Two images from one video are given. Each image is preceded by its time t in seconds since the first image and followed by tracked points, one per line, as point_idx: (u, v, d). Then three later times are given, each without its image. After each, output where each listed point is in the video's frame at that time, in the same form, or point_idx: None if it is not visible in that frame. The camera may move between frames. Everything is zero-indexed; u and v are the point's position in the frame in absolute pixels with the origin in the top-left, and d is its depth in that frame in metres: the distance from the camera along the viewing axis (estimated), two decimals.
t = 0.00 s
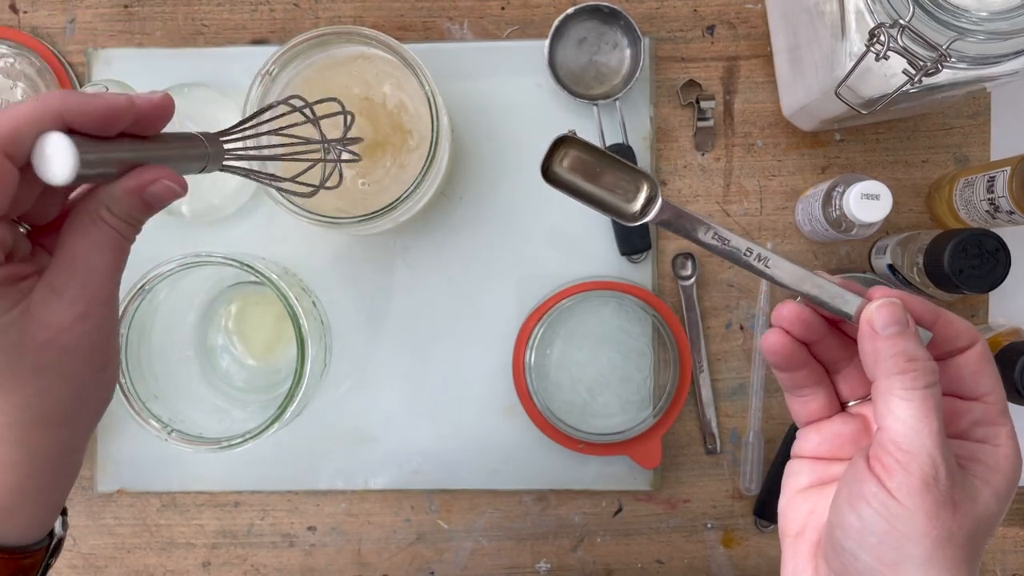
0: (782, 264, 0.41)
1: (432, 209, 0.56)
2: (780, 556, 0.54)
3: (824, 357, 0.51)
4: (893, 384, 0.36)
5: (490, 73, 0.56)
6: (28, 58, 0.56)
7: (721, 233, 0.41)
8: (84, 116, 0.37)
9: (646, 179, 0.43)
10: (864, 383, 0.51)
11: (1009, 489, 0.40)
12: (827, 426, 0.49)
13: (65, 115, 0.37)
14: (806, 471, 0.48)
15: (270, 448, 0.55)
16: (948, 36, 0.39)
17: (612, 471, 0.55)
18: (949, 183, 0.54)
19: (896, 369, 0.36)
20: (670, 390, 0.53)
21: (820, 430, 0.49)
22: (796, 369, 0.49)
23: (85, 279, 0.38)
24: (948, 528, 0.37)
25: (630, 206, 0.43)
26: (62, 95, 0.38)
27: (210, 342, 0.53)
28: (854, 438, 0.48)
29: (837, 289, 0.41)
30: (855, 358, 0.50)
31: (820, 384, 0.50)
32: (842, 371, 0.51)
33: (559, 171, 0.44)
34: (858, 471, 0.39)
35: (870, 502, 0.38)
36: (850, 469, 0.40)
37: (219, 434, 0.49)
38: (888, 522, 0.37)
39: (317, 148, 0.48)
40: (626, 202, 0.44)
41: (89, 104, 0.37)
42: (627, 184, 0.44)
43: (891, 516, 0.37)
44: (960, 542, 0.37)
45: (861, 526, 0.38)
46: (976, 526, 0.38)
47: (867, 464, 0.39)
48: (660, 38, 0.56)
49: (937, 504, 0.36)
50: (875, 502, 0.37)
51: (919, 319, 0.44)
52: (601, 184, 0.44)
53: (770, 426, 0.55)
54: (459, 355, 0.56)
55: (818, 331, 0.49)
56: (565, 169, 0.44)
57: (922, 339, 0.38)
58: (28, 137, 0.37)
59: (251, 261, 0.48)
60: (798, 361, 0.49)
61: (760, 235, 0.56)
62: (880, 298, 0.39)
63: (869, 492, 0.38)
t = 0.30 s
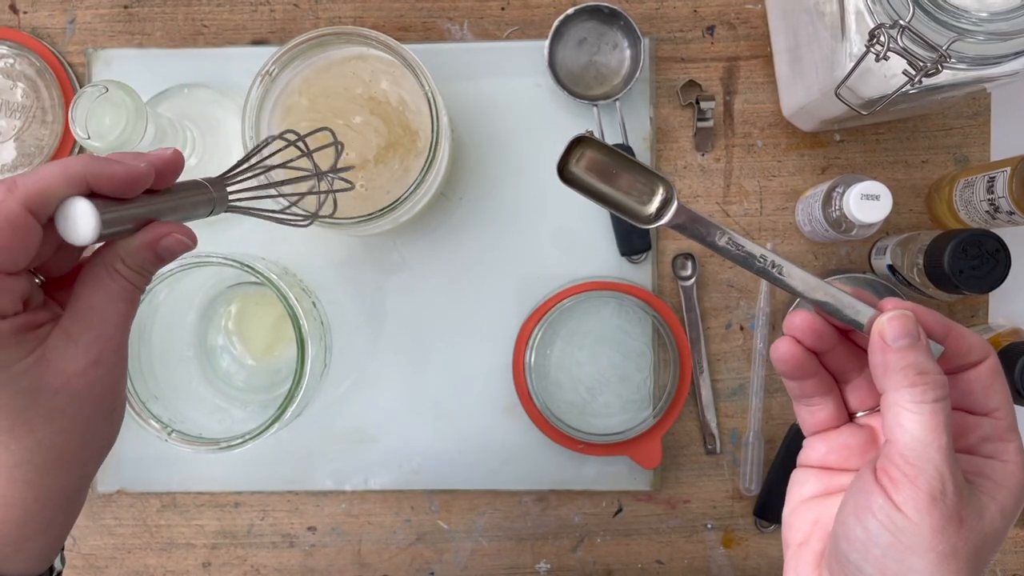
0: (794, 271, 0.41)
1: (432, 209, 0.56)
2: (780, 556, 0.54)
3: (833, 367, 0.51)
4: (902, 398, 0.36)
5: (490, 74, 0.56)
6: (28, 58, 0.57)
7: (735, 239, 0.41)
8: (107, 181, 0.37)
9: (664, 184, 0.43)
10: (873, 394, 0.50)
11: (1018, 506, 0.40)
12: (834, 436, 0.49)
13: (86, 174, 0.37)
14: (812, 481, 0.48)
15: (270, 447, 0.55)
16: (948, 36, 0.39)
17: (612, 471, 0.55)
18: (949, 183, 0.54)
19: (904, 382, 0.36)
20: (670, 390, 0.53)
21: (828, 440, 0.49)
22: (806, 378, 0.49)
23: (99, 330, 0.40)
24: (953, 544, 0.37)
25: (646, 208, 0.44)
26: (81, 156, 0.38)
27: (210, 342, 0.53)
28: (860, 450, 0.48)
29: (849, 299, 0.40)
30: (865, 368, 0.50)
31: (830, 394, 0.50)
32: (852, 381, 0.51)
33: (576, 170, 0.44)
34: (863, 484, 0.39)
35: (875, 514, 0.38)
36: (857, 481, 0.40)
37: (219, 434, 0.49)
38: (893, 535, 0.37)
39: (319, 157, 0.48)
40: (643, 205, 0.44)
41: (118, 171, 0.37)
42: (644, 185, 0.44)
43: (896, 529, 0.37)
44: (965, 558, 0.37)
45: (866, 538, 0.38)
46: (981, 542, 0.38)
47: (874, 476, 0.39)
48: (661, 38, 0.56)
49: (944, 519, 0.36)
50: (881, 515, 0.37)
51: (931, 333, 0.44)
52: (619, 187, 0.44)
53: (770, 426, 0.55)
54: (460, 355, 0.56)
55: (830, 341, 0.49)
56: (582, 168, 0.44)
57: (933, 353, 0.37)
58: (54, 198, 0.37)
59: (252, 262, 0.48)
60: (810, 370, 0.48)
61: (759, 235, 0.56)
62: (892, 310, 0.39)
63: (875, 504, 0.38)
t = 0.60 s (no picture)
0: (828, 276, 0.40)
1: (432, 209, 0.56)
2: (780, 556, 0.54)
3: (860, 375, 0.48)
4: (933, 412, 0.36)
5: (491, 73, 0.56)
6: (28, 58, 0.57)
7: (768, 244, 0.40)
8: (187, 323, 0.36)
9: (701, 182, 0.43)
10: (901, 405, 0.48)
11: None
12: (856, 446, 0.47)
13: (201, 298, 0.37)
14: (832, 490, 0.47)
15: (270, 447, 0.55)
16: (948, 36, 0.39)
17: (612, 470, 0.55)
18: (949, 183, 0.54)
19: (935, 396, 0.36)
20: (670, 390, 0.53)
21: (849, 450, 0.47)
22: (831, 386, 0.47)
23: (194, 447, 0.41)
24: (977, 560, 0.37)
25: (674, 203, 0.43)
26: (210, 283, 0.37)
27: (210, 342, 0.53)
28: (883, 460, 0.46)
29: (883, 307, 0.40)
30: (894, 378, 0.48)
31: (855, 402, 0.48)
32: (878, 390, 0.48)
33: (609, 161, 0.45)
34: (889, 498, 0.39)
35: (901, 528, 0.38)
36: (882, 495, 0.40)
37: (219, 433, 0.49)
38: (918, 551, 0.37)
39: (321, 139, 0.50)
40: (672, 198, 0.43)
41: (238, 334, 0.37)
42: (678, 182, 0.44)
43: (922, 543, 0.37)
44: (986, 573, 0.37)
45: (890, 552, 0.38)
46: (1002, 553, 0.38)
47: (900, 488, 0.39)
48: (660, 38, 0.56)
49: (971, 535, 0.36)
50: (906, 529, 0.37)
51: (964, 346, 0.42)
52: (650, 180, 0.44)
53: (770, 426, 0.55)
54: (460, 355, 0.56)
55: (860, 349, 0.46)
56: (613, 160, 0.45)
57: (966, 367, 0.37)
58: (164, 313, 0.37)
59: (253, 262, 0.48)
60: (838, 379, 0.46)
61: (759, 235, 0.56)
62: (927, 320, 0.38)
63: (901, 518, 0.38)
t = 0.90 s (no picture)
0: (883, 296, 0.40)
1: (432, 209, 0.56)
2: (780, 556, 0.54)
3: (909, 399, 0.47)
4: (988, 440, 0.35)
5: (490, 73, 0.56)
6: (28, 58, 0.57)
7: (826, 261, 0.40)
8: (528, 480, 0.46)
9: (754, 196, 0.43)
10: (950, 430, 0.46)
11: None
12: (900, 469, 0.46)
13: (528, 411, 0.43)
14: (871, 510, 0.46)
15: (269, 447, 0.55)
16: (948, 36, 0.39)
17: (612, 471, 0.55)
18: (949, 183, 0.54)
19: (991, 424, 0.35)
20: (670, 390, 0.53)
21: (892, 472, 0.46)
22: (881, 408, 0.45)
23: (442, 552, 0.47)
24: None
25: (716, 212, 0.44)
26: (511, 389, 0.43)
27: (210, 343, 0.53)
28: (929, 486, 0.45)
29: (938, 330, 0.39)
30: (944, 404, 0.46)
31: (903, 426, 0.46)
32: (927, 415, 0.47)
33: (660, 170, 0.46)
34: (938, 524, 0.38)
35: (949, 557, 0.36)
36: (930, 522, 0.38)
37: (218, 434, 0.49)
38: None
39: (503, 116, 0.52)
40: (716, 207, 0.44)
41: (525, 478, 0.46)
42: (728, 194, 0.44)
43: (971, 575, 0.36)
44: None
45: None
46: None
47: (949, 516, 0.37)
48: (661, 38, 0.56)
49: None
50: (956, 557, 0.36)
51: None
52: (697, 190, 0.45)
53: (770, 427, 0.55)
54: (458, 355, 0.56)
55: (914, 372, 0.45)
56: (666, 167, 0.46)
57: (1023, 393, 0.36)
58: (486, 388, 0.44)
59: (252, 262, 0.48)
60: (889, 402, 0.45)
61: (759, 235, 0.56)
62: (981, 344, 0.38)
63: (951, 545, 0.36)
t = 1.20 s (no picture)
0: (914, 329, 0.38)
1: (432, 209, 0.56)
2: (780, 556, 0.54)
3: (937, 430, 0.45)
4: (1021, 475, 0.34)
5: (491, 74, 0.56)
6: (28, 58, 0.57)
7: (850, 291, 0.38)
8: (543, 405, 0.51)
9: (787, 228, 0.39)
10: (976, 460, 0.45)
11: None
12: (929, 500, 0.44)
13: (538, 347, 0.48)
14: (903, 542, 0.44)
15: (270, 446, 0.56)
16: (948, 36, 0.39)
17: (612, 470, 0.55)
18: (948, 184, 0.54)
19: None
20: (669, 389, 0.54)
21: (921, 502, 0.44)
22: (911, 440, 0.43)
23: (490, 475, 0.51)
24: None
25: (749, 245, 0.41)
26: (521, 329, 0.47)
27: (211, 343, 0.54)
28: (958, 518, 0.43)
29: (969, 362, 0.38)
30: (971, 434, 0.45)
31: (931, 457, 0.44)
32: (954, 445, 0.45)
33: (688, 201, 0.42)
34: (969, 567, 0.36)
35: None
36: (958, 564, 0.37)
37: (219, 434, 0.49)
38: None
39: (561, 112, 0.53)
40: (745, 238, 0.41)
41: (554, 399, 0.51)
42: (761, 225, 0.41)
43: None
44: None
45: None
46: None
47: (979, 551, 0.37)
48: (661, 39, 0.56)
49: None
50: None
51: None
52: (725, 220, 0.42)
53: (770, 426, 0.55)
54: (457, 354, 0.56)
55: (942, 404, 0.43)
56: (694, 199, 0.43)
57: None
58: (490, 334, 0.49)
59: (253, 262, 0.48)
60: (921, 435, 0.42)
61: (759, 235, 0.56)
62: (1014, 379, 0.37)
63: None
